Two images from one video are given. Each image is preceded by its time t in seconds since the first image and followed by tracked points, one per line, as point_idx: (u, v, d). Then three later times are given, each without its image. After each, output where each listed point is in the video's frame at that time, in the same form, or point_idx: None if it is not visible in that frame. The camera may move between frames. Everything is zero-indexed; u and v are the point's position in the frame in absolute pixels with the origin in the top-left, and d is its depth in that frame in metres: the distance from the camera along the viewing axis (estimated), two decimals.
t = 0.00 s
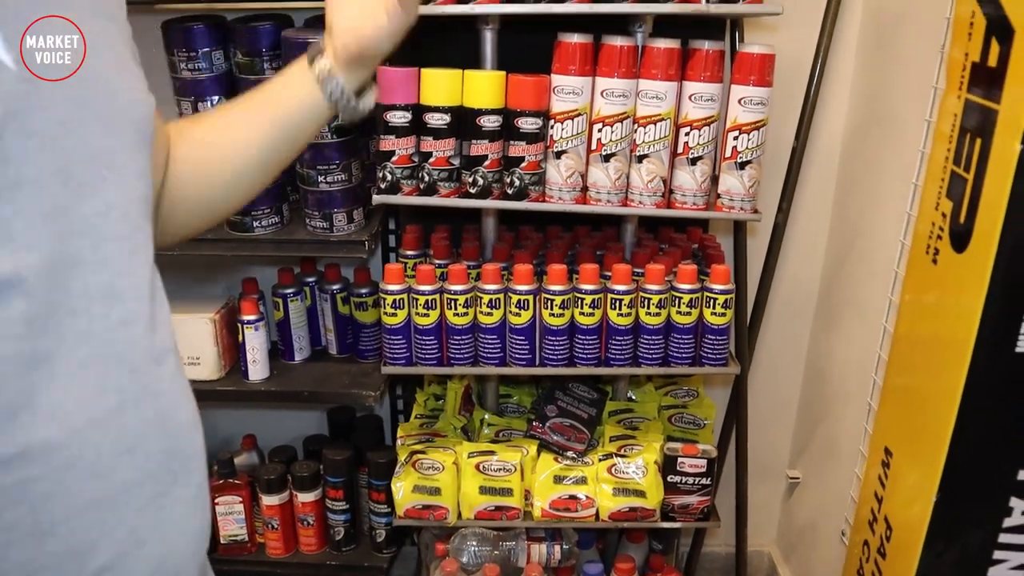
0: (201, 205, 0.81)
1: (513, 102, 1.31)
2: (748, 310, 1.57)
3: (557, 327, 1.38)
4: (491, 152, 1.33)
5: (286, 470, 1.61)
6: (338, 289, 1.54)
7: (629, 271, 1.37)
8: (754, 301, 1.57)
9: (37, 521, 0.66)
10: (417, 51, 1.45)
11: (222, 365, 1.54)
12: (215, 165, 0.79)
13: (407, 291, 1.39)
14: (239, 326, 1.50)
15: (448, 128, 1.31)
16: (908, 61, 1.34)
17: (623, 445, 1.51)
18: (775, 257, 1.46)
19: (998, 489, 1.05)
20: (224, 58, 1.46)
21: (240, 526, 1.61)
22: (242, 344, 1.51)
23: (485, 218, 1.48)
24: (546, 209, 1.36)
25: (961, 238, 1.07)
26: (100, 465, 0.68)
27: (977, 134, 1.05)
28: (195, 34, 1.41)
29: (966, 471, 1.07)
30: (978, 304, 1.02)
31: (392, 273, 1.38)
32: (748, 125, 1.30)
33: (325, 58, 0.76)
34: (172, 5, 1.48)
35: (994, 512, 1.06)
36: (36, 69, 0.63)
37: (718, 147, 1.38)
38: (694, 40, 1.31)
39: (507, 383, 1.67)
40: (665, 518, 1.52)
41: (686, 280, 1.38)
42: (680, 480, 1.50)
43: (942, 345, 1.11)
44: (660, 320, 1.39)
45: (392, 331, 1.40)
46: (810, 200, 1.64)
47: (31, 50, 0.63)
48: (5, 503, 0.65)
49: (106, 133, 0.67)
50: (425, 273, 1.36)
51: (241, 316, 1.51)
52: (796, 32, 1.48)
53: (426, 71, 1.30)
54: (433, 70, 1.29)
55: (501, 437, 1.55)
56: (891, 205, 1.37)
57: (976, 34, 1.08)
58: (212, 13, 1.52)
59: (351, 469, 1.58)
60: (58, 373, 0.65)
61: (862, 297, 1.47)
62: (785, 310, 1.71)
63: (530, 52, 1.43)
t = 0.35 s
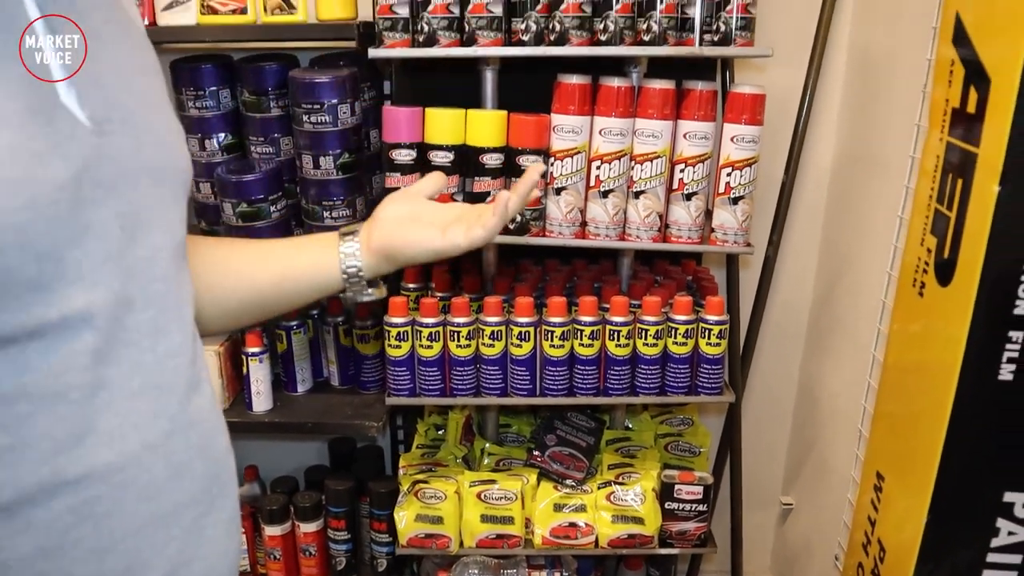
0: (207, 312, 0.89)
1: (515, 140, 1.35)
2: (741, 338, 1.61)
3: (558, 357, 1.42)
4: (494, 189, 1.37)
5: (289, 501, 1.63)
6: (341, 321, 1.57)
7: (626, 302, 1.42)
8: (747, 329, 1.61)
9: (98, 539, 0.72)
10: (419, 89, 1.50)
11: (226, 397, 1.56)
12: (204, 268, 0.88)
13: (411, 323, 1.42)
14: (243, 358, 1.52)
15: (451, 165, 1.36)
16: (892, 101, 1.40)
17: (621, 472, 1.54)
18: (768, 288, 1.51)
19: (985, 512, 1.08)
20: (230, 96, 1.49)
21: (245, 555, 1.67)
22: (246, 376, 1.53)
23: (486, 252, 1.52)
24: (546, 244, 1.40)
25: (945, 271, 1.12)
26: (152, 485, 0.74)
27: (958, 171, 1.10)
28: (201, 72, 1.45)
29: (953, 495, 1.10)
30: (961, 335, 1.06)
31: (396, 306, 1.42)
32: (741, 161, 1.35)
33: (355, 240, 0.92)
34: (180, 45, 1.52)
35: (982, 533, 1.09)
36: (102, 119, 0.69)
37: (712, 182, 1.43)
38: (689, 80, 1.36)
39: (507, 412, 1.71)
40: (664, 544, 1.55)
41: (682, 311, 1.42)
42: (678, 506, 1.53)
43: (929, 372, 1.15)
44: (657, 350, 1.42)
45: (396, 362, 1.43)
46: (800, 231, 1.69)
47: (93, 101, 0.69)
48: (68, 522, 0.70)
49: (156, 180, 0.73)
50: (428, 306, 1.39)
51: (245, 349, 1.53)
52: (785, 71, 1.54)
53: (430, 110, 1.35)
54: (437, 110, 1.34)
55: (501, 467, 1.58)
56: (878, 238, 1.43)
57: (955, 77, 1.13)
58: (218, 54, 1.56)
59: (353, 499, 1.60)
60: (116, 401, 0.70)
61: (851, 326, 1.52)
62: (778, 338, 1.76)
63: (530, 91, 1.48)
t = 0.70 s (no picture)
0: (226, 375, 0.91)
1: (515, 191, 1.41)
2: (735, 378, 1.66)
3: (557, 399, 1.46)
4: (495, 238, 1.42)
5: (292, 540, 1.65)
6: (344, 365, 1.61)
7: (623, 346, 1.46)
8: (740, 370, 1.66)
9: None
10: (423, 141, 1.56)
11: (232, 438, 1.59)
12: (223, 335, 0.89)
13: (415, 366, 1.46)
14: (250, 399, 1.56)
15: (454, 215, 1.41)
16: (875, 153, 1.46)
17: (619, 511, 1.57)
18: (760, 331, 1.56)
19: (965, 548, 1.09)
20: (241, 147, 1.55)
21: None
22: (252, 417, 1.56)
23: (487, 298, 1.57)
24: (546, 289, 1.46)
25: (922, 316, 1.16)
26: (173, 526, 0.72)
27: (933, 223, 1.14)
28: (213, 124, 1.51)
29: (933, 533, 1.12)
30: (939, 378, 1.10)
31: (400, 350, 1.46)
32: (732, 211, 1.40)
33: (373, 313, 0.94)
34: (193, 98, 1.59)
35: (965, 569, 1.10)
36: (143, 198, 0.69)
37: (705, 230, 1.48)
38: (681, 133, 1.43)
39: (507, 454, 1.76)
40: None
41: (677, 354, 1.46)
42: (675, 545, 1.57)
43: (911, 413, 1.19)
44: (653, 393, 1.47)
45: (400, 405, 1.47)
46: (792, 274, 1.75)
47: (135, 181, 0.69)
48: (93, 561, 0.67)
49: (190, 240, 0.73)
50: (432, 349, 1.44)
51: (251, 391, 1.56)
52: (773, 123, 1.61)
53: (433, 163, 1.41)
54: (441, 162, 1.39)
55: (502, 506, 1.61)
56: (864, 283, 1.48)
57: (928, 133, 1.17)
58: (230, 106, 1.63)
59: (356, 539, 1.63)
60: (143, 447, 0.68)
61: (840, 368, 1.57)
62: (772, 377, 1.82)
63: (531, 144, 1.54)
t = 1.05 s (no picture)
0: (271, 385, 0.91)
1: (526, 214, 1.46)
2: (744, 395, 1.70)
3: (567, 415, 1.51)
4: (508, 258, 1.48)
5: (310, 551, 1.70)
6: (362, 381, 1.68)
7: (632, 363, 1.51)
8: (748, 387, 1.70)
9: None
10: (439, 166, 1.63)
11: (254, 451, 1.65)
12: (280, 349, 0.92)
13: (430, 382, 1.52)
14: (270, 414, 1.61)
15: (468, 236, 1.47)
16: (874, 177, 1.50)
17: (628, 525, 1.60)
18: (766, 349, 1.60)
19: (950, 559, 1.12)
20: (264, 171, 1.62)
21: None
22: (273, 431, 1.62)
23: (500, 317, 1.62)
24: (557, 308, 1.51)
25: (910, 332, 1.18)
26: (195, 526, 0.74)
27: (919, 245, 1.17)
28: (238, 149, 1.58)
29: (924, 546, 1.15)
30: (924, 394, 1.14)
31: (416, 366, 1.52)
32: (736, 233, 1.45)
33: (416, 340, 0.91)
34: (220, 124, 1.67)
35: None
36: (180, 233, 0.72)
37: (711, 250, 1.53)
38: (687, 157, 1.48)
39: (519, 468, 1.81)
40: None
41: (684, 371, 1.51)
42: (684, 558, 1.61)
43: (899, 430, 1.22)
44: (661, 409, 1.51)
45: (415, 419, 1.52)
46: (799, 294, 1.80)
47: (174, 217, 0.72)
48: (122, 552, 0.69)
49: (221, 267, 0.77)
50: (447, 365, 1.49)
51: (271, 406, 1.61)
52: (777, 147, 1.66)
53: (448, 186, 1.47)
54: (456, 186, 1.46)
55: (514, 519, 1.66)
56: (866, 303, 1.52)
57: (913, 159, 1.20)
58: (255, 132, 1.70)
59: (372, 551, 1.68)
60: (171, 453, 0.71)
61: (845, 386, 1.61)
62: (781, 395, 1.86)
63: (543, 170, 1.61)
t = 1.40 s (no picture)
0: (331, 231, 0.94)
1: (536, 230, 1.53)
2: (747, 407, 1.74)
3: (574, 424, 1.56)
4: (517, 271, 1.54)
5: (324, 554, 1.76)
6: (377, 390, 1.74)
7: (637, 374, 1.56)
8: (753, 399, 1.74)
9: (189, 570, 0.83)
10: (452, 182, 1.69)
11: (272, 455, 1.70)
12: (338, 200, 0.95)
13: (441, 391, 1.58)
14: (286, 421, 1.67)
15: (479, 250, 1.54)
16: (874, 195, 1.55)
17: (633, 533, 1.63)
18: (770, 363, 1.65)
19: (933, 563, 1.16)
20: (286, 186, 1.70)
21: None
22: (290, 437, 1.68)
23: (511, 329, 1.68)
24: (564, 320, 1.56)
25: (896, 343, 1.22)
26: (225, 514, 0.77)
27: (902, 261, 1.22)
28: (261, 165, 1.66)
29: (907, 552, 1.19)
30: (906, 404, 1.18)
31: (428, 374, 1.58)
32: (738, 249, 1.50)
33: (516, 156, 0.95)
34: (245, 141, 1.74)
35: None
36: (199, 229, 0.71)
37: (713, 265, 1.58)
38: (692, 176, 1.53)
39: (528, 476, 1.86)
40: None
41: (688, 383, 1.55)
42: (687, 566, 1.65)
43: (884, 441, 1.26)
44: (665, 419, 1.55)
45: (427, 425, 1.58)
46: (803, 310, 1.84)
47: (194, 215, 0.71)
48: (155, 530, 0.70)
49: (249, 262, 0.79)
50: (457, 375, 1.55)
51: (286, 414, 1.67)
52: (781, 166, 1.71)
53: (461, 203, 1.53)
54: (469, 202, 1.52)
55: (522, 526, 1.69)
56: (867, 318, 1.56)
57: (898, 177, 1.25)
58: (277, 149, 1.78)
59: (384, 555, 1.73)
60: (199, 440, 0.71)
61: (848, 400, 1.65)
62: (786, 409, 1.89)
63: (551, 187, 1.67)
